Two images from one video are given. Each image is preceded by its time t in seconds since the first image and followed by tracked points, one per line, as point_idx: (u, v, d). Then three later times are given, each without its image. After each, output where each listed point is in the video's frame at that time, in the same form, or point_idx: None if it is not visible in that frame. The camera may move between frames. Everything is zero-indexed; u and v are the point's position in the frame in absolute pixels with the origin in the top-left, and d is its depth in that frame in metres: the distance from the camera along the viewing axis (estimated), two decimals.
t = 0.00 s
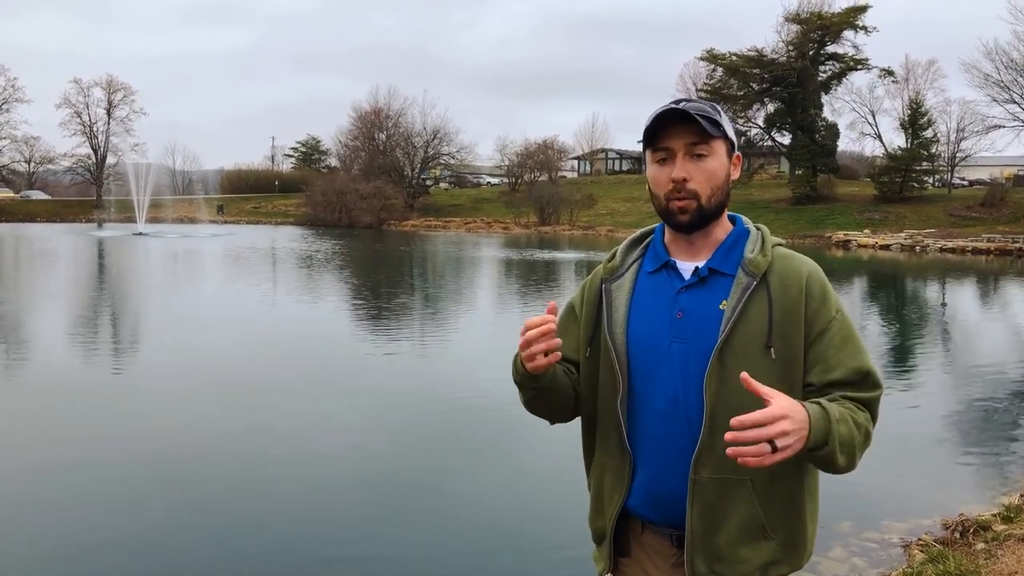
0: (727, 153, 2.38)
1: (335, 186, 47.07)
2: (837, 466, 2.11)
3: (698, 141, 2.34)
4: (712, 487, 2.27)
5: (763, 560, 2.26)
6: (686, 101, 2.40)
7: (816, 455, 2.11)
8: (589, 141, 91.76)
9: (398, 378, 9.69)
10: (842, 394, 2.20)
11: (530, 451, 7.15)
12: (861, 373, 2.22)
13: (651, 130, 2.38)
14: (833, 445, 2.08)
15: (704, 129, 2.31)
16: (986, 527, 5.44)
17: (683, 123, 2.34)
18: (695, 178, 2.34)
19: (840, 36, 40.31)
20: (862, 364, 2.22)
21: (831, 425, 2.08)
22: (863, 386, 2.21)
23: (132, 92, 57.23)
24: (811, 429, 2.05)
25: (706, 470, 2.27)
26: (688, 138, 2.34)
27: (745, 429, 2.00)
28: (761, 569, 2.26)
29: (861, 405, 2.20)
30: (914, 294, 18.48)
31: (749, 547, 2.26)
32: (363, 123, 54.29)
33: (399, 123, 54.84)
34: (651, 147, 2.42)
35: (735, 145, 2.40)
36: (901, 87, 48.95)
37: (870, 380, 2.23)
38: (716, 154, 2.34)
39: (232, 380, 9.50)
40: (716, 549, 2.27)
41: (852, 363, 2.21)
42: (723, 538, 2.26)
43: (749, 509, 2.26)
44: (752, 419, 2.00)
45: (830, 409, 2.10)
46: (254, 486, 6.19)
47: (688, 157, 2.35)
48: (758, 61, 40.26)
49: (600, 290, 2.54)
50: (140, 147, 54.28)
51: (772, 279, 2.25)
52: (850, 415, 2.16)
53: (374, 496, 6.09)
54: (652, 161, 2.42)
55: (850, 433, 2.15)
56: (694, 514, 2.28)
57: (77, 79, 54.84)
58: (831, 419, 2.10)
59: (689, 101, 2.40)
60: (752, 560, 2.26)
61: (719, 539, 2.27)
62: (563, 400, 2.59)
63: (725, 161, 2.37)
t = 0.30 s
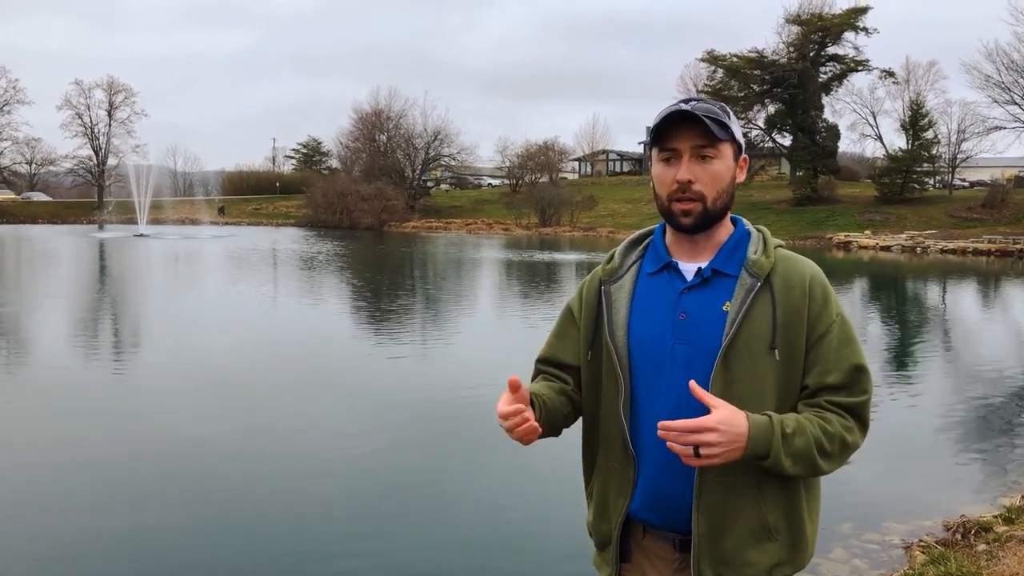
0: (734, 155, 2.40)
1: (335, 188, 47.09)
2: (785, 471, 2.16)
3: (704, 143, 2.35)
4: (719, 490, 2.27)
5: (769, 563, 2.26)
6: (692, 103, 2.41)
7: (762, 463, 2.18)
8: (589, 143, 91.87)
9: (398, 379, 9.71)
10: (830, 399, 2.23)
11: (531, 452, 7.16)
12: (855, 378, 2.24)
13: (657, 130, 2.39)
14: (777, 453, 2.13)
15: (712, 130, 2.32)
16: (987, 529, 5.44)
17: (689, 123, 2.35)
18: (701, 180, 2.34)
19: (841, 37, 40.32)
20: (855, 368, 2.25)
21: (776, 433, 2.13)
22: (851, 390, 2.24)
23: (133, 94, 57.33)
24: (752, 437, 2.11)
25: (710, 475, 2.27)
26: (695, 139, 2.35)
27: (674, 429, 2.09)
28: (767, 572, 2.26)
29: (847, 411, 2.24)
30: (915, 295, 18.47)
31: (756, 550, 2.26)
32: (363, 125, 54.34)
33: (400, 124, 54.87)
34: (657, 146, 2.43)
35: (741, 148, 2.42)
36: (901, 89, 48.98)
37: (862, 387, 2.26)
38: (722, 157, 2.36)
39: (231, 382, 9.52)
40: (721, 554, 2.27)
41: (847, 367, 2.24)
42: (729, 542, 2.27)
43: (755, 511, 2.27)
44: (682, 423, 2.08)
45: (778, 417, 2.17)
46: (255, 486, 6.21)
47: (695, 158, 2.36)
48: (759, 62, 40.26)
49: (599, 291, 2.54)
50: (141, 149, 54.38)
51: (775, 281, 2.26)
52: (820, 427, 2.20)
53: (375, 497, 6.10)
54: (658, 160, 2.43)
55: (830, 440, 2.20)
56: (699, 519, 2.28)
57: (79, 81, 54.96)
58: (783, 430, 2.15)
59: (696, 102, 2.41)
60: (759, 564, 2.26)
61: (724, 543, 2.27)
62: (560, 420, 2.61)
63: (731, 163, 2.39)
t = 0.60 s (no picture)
0: (730, 157, 2.38)
1: (336, 189, 47.14)
2: (740, 472, 2.18)
3: (699, 146, 2.35)
4: (713, 493, 2.27)
5: (766, 563, 2.25)
6: (690, 105, 2.40)
7: (715, 466, 2.21)
8: (590, 144, 91.86)
9: (398, 380, 9.72)
10: (812, 402, 2.22)
11: (532, 453, 7.15)
12: (839, 380, 2.24)
13: (653, 133, 2.39)
14: (727, 454, 2.16)
15: (707, 132, 2.31)
16: (987, 530, 5.44)
17: (684, 126, 2.34)
18: (693, 183, 2.34)
19: (841, 38, 40.27)
20: (838, 370, 2.25)
21: (727, 432, 2.16)
22: (830, 393, 2.23)
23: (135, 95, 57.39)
24: (700, 437, 2.16)
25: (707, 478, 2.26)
26: (689, 141, 2.34)
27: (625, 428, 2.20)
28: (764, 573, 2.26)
29: (822, 412, 2.22)
30: (916, 297, 18.44)
31: (753, 552, 2.26)
32: (364, 126, 54.32)
33: (401, 126, 54.86)
34: (654, 147, 2.43)
35: (738, 150, 2.41)
36: (902, 90, 48.94)
37: (844, 391, 2.26)
38: (718, 159, 2.35)
39: (230, 382, 9.54)
40: (718, 555, 2.27)
41: (832, 368, 2.24)
42: (725, 544, 2.26)
43: (745, 515, 2.27)
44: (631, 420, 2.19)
45: (731, 419, 2.19)
46: (255, 486, 6.23)
47: (688, 161, 2.36)
48: (760, 63, 40.24)
49: (600, 293, 2.54)
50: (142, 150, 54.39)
51: (770, 281, 2.25)
52: (789, 430, 2.20)
53: (377, 496, 6.11)
54: (655, 162, 2.43)
55: (799, 442, 2.20)
56: (694, 521, 2.27)
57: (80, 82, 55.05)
58: (736, 433, 2.17)
59: (696, 104, 2.40)
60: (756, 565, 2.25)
61: (720, 544, 2.27)
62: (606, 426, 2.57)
63: (727, 166, 2.38)
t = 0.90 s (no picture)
0: (719, 155, 2.37)
1: (337, 190, 47.19)
2: (726, 469, 2.18)
3: (682, 145, 2.35)
4: (710, 492, 2.27)
5: (762, 561, 2.24)
6: (677, 106, 2.41)
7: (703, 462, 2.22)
8: (591, 145, 91.90)
9: (398, 382, 9.71)
10: (805, 400, 2.21)
11: (533, 454, 7.17)
12: (834, 381, 2.22)
13: (635, 136, 2.40)
14: (710, 450, 2.16)
15: (686, 132, 2.31)
16: (990, 532, 5.43)
17: (665, 128, 2.35)
18: (677, 182, 2.34)
19: (842, 39, 40.25)
20: (833, 368, 2.22)
21: (710, 431, 2.16)
22: (827, 393, 2.21)
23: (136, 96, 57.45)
24: (687, 434, 2.17)
25: (702, 475, 2.27)
26: (672, 142, 2.35)
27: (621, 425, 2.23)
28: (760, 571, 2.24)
29: (814, 413, 2.20)
30: (918, 298, 18.43)
31: (749, 550, 2.25)
32: (364, 127, 54.34)
33: (401, 127, 54.87)
34: (642, 149, 2.44)
35: (729, 149, 2.39)
36: (903, 91, 48.92)
37: (841, 391, 2.23)
38: (702, 158, 2.34)
39: (229, 384, 9.54)
40: (713, 553, 2.27)
41: (828, 367, 2.21)
42: (720, 542, 2.26)
43: (740, 514, 2.26)
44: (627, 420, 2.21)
45: (715, 417, 2.19)
46: (257, 486, 6.25)
47: (672, 161, 2.36)
48: (760, 64, 40.18)
49: (602, 293, 2.56)
50: (143, 151, 54.45)
51: (766, 281, 2.26)
52: (776, 430, 2.19)
53: (378, 497, 6.12)
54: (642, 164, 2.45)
55: (790, 442, 2.19)
56: (690, 518, 2.28)
57: (81, 84, 55.13)
58: (720, 431, 2.16)
59: (682, 106, 2.40)
60: (752, 563, 2.24)
61: (716, 542, 2.27)
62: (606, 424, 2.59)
63: (715, 164, 2.36)
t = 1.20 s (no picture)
0: (717, 160, 2.37)
1: (338, 192, 47.22)
2: (730, 473, 2.18)
3: (680, 150, 2.35)
4: (710, 494, 2.27)
5: (762, 562, 2.24)
6: (674, 111, 2.41)
7: (707, 466, 2.22)
8: (591, 147, 91.98)
9: (399, 384, 9.70)
10: (803, 407, 2.21)
11: (534, 455, 7.19)
12: (834, 386, 2.21)
13: (635, 141, 2.42)
14: (717, 454, 2.16)
15: (684, 136, 2.31)
16: (992, 534, 5.43)
17: (662, 133, 2.36)
18: (677, 187, 2.35)
19: (844, 41, 40.24)
20: (835, 373, 2.21)
21: (716, 435, 2.16)
22: (825, 399, 2.21)
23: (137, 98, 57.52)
24: (696, 437, 2.16)
25: (701, 476, 2.27)
26: (670, 147, 2.35)
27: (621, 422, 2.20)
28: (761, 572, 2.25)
29: (814, 418, 2.20)
30: (919, 299, 18.44)
31: (749, 552, 2.25)
32: (366, 128, 54.40)
33: (402, 128, 54.91)
34: (642, 153, 2.44)
35: (728, 152, 2.39)
36: (904, 93, 48.93)
37: (841, 396, 2.22)
38: (701, 163, 2.34)
39: (231, 384, 9.58)
40: (713, 555, 2.27)
41: (827, 372, 2.20)
42: (719, 544, 2.27)
43: (740, 516, 2.26)
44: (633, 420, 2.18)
45: (720, 421, 2.19)
46: (260, 487, 6.27)
47: (671, 165, 2.36)
48: (761, 66, 40.21)
49: (611, 293, 2.56)
50: (144, 153, 54.50)
51: (766, 285, 2.25)
52: (777, 435, 2.19)
53: (380, 498, 6.14)
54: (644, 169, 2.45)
55: (793, 446, 2.18)
56: (691, 520, 2.29)
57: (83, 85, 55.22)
58: (725, 435, 2.16)
59: (680, 111, 2.40)
60: (752, 564, 2.25)
61: (716, 544, 2.27)
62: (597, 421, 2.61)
63: (714, 168, 2.36)
